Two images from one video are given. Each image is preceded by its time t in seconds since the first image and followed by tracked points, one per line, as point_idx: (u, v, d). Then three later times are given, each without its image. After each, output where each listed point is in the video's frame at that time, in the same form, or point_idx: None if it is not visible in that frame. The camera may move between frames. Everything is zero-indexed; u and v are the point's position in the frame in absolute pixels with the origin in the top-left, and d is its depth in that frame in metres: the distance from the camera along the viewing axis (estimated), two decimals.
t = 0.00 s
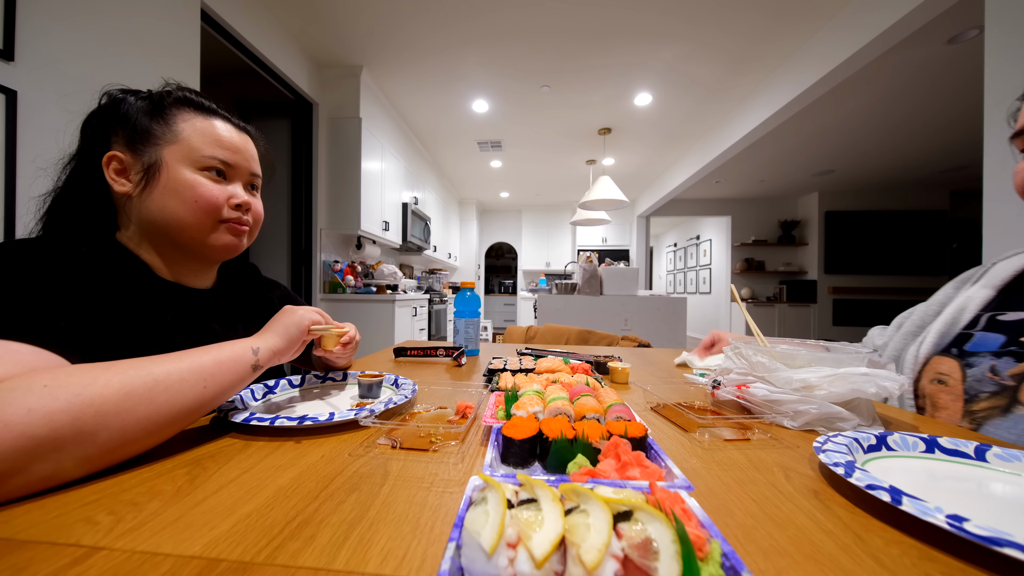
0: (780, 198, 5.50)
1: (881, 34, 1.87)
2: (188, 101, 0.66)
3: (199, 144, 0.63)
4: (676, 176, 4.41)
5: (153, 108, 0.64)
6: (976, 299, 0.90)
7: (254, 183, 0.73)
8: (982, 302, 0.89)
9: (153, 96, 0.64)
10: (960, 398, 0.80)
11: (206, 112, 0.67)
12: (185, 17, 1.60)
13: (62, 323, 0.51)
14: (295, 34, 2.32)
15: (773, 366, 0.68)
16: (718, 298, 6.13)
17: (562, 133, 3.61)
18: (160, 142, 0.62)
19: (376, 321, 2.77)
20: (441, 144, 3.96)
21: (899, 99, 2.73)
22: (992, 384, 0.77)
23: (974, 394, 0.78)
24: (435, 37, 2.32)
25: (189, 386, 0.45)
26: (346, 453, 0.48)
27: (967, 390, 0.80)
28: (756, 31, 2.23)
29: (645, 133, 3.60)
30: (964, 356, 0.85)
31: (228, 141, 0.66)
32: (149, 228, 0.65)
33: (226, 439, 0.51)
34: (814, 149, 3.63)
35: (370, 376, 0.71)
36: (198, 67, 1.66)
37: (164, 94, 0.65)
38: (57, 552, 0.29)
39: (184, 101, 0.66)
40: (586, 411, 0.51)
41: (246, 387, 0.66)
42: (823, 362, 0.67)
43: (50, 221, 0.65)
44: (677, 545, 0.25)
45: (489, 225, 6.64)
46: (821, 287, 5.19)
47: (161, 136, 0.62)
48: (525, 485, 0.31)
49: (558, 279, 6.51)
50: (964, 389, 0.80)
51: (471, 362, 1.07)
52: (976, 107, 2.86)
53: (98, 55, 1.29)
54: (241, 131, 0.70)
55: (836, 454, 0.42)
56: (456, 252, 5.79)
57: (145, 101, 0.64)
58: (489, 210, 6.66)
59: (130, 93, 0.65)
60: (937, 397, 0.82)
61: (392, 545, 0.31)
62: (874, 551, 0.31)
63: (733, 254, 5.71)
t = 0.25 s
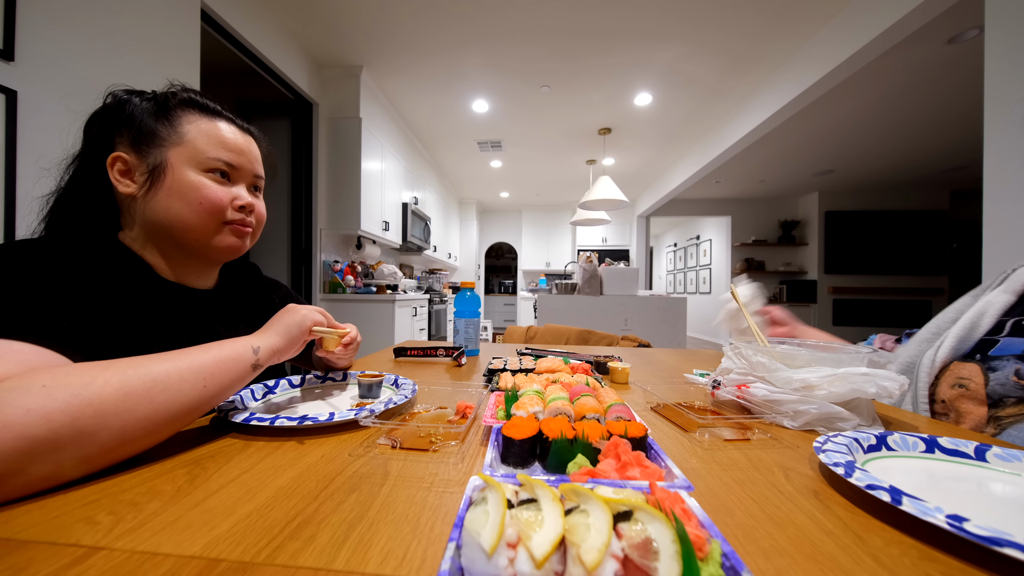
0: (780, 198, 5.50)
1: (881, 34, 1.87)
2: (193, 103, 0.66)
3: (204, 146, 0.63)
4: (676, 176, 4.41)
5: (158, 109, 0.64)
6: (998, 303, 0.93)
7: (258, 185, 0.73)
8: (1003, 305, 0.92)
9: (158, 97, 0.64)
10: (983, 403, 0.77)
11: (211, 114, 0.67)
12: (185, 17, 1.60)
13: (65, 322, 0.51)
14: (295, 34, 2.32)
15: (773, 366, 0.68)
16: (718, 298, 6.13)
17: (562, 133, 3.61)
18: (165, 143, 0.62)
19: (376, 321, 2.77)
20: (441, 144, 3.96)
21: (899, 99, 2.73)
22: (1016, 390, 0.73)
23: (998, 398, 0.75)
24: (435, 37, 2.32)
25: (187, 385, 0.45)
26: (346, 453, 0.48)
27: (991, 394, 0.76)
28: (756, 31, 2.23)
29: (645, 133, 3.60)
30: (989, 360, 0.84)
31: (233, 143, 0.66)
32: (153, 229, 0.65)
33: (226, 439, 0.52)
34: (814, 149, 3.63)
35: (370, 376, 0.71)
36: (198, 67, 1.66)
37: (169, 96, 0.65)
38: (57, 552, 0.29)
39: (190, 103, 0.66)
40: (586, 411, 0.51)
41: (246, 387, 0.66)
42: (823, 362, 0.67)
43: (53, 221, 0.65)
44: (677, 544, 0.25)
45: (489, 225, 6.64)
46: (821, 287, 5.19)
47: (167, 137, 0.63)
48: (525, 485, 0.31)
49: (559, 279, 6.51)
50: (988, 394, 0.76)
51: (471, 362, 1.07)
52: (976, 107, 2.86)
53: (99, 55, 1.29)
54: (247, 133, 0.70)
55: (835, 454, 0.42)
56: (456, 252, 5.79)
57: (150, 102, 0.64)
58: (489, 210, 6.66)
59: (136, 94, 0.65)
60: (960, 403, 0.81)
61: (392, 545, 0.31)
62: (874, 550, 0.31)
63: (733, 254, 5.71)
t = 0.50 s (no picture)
0: (780, 198, 5.50)
1: (881, 34, 1.87)
2: (195, 104, 0.66)
3: (206, 147, 0.63)
4: (676, 176, 4.41)
5: (160, 110, 0.64)
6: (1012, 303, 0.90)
7: (259, 186, 0.73)
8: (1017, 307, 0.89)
9: (161, 97, 0.64)
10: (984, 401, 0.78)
11: (213, 115, 0.67)
12: (185, 17, 1.60)
13: (65, 322, 0.51)
14: (295, 34, 2.32)
15: (773, 366, 0.68)
16: (718, 298, 6.13)
17: (562, 133, 3.61)
18: (167, 144, 0.62)
19: (376, 321, 2.77)
20: (441, 144, 3.96)
21: (899, 99, 2.73)
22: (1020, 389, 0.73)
23: (1001, 398, 0.75)
24: (435, 37, 2.32)
25: (187, 383, 0.45)
26: (346, 453, 0.48)
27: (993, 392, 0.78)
28: (756, 31, 2.23)
29: (645, 133, 3.60)
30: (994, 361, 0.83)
31: (235, 144, 0.66)
32: (154, 229, 0.65)
33: (226, 439, 0.52)
34: (814, 149, 3.64)
35: (370, 376, 0.71)
36: (199, 68, 1.66)
37: (171, 97, 0.65)
38: (57, 552, 0.29)
39: (192, 103, 0.65)
40: (586, 410, 0.51)
41: (247, 387, 0.66)
42: (823, 362, 0.67)
43: (54, 221, 0.65)
44: (677, 545, 0.25)
45: (489, 225, 6.64)
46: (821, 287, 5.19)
47: (169, 139, 0.63)
48: (525, 485, 0.31)
49: (559, 279, 6.51)
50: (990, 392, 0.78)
51: (471, 362, 1.07)
52: (976, 107, 2.86)
53: (99, 55, 1.28)
54: (248, 134, 0.70)
55: (836, 454, 0.42)
56: (456, 252, 5.79)
57: (152, 102, 0.64)
58: (489, 210, 6.66)
59: (138, 94, 0.65)
60: (961, 400, 0.81)
61: (392, 545, 0.31)
62: (874, 551, 0.31)
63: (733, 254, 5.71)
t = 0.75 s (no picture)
0: (780, 198, 5.50)
1: (881, 34, 1.87)
2: (194, 104, 0.66)
3: (205, 147, 0.63)
4: (676, 176, 4.41)
5: (159, 110, 0.64)
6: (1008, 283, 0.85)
7: (259, 187, 0.73)
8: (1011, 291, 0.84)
9: (160, 98, 0.64)
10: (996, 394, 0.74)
11: (212, 115, 0.67)
12: (185, 17, 1.60)
13: (64, 322, 0.51)
14: (295, 34, 2.32)
15: (773, 366, 0.67)
16: (718, 298, 6.13)
17: (562, 133, 3.61)
18: (166, 144, 0.62)
19: (376, 321, 2.77)
20: (441, 144, 3.96)
21: (899, 99, 2.73)
22: None
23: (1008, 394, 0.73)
24: (435, 37, 2.32)
25: (186, 384, 0.45)
26: (346, 453, 0.48)
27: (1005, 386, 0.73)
28: (756, 30, 2.23)
29: (645, 133, 3.60)
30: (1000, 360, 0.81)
31: (234, 144, 0.66)
32: (154, 230, 0.65)
33: (226, 439, 0.52)
34: (814, 149, 3.63)
35: (370, 376, 0.71)
36: (198, 68, 1.66)
37: (170, 97, 0.65)
38: (57, 552, 0.29)
39: (191, 103, 0.65)
40: (586, 411, 0.51)
41: (246, 387, 0.66)
42: (823, 362, 0.67)
43: (54, 222, 0.65)
44: (676, 545, 0.25)
45: (489, 225, 6.64)
46: (821, 287, 5.19)
47: (168, 139, 0.63)
48: (525, 485, 0.31)
49: (559, 279, 6.51)
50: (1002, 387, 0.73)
51: (471, 362, 1.07)
52: (976, 107, 2.86)
53: (99, 55, 1.29)
54: (247, 134, 0.70)
55: (836, 454, 0.42)
56: (456, 252, 5.79)
57: (152, 103, 0.64)
58: (489, 210, 6.66)
59: (137, 94, 0.65)
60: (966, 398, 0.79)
61: (392, 545, 0.31)
62: (874, 550, 0.31)
63: (733, 254, 5.71)
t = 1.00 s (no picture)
0: (780, 198, 5.50)
1: (881, 33, 1.86)
2: (193, 103, 0.66)
3: (204, 147, 0.63)
4: (676, 176, 4.41)
5: (158, 110, 0.64)
6: (1015, 277, 0.80)
7: (258, 186, 0.73)
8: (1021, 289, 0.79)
9: (159, 97, 0.64)
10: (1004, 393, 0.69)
11: (211, 114, 0.67)
12: (185, 17, 1.60)
13: (60, 323, 0.51)
14: (295, 34, 2.32)
15: (773, 366, 0.67)
16: (718, 298, 6.13)
17: (562, 133, 3.61)
18: (165, 144, 0.62)
19: (376, 321, 2.77)
20: (441, 144, 3.96)
21: (899, 99, 2.73)
22: None
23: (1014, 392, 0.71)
24: (435, 37, 2.32)
25: (182, 384, 0.45)
26: (346, 453, 0.48)
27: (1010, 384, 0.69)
28: (756, 30, 2.23)
29: (645, 133, 3.60)
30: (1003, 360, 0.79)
31: (232, 144, 0.66)
32: (153, 230, 0.65)
33: (226, 439, 0.52)
34: (814, 149, 3.63)
35: (370, 376, 0.71)
36: (198, 68, 1.66)
37: (169, 97, 0.65)
38: (57, 552, 0.29)
39: (190, 103, 0.66)
40: (586, 411, 0.51)
41: (246, 387, 0.66)
42: (823, 362, 0.67)
43: (55, 222, 0.65)
44: (677, 545, 0.25)
45: (489, 225, 6.64)
46: (821, 287, 5.19)
47: (167, 138, 0.63)
48: (525, 485, 0.31)
49: (559, 279, 6.51)
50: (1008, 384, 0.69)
51: (471, 362, 1.07)
52: (976, 106, 2.86)
53: (99, 55, 1.29)
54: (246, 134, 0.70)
55: (836, 455, 0.42)
56: (456, 252, 5.79)
57: (150, 102, 0.64)
58: (489, 210, 6.66)
59: (136, 94, 0.65)
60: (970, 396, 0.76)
61: (392, 545, 0.31)
62: (874, 551, 0.31)
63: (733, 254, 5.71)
